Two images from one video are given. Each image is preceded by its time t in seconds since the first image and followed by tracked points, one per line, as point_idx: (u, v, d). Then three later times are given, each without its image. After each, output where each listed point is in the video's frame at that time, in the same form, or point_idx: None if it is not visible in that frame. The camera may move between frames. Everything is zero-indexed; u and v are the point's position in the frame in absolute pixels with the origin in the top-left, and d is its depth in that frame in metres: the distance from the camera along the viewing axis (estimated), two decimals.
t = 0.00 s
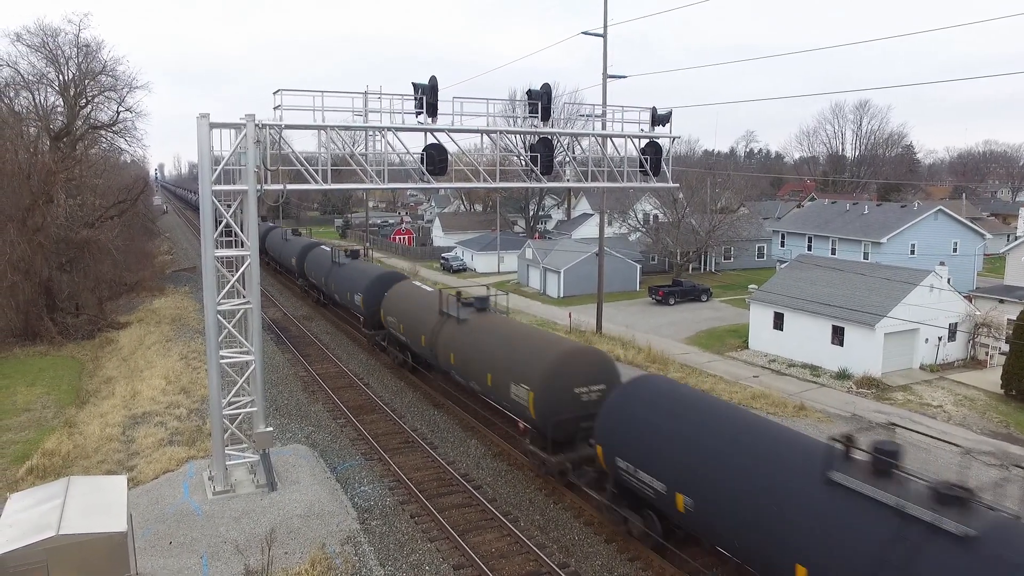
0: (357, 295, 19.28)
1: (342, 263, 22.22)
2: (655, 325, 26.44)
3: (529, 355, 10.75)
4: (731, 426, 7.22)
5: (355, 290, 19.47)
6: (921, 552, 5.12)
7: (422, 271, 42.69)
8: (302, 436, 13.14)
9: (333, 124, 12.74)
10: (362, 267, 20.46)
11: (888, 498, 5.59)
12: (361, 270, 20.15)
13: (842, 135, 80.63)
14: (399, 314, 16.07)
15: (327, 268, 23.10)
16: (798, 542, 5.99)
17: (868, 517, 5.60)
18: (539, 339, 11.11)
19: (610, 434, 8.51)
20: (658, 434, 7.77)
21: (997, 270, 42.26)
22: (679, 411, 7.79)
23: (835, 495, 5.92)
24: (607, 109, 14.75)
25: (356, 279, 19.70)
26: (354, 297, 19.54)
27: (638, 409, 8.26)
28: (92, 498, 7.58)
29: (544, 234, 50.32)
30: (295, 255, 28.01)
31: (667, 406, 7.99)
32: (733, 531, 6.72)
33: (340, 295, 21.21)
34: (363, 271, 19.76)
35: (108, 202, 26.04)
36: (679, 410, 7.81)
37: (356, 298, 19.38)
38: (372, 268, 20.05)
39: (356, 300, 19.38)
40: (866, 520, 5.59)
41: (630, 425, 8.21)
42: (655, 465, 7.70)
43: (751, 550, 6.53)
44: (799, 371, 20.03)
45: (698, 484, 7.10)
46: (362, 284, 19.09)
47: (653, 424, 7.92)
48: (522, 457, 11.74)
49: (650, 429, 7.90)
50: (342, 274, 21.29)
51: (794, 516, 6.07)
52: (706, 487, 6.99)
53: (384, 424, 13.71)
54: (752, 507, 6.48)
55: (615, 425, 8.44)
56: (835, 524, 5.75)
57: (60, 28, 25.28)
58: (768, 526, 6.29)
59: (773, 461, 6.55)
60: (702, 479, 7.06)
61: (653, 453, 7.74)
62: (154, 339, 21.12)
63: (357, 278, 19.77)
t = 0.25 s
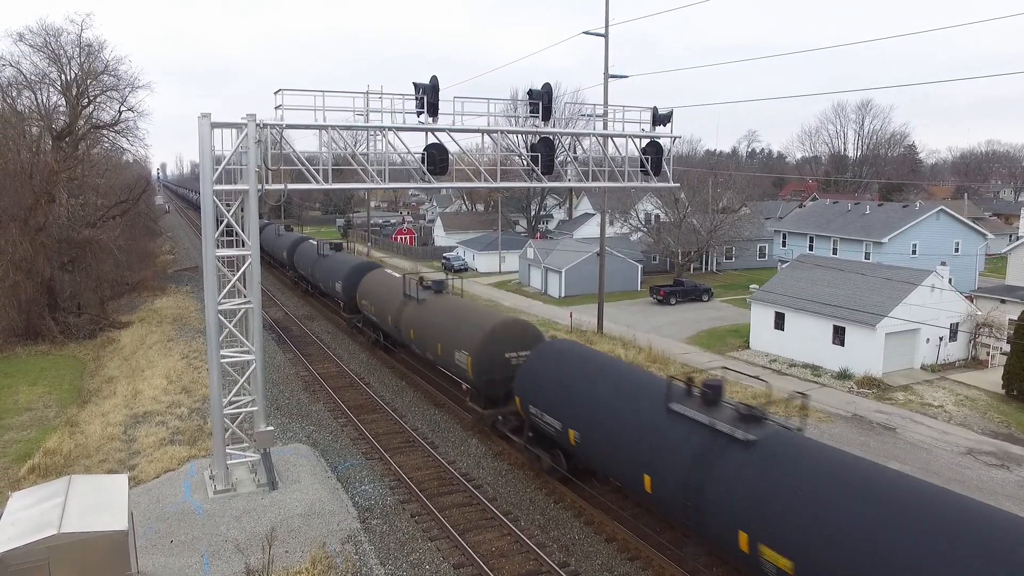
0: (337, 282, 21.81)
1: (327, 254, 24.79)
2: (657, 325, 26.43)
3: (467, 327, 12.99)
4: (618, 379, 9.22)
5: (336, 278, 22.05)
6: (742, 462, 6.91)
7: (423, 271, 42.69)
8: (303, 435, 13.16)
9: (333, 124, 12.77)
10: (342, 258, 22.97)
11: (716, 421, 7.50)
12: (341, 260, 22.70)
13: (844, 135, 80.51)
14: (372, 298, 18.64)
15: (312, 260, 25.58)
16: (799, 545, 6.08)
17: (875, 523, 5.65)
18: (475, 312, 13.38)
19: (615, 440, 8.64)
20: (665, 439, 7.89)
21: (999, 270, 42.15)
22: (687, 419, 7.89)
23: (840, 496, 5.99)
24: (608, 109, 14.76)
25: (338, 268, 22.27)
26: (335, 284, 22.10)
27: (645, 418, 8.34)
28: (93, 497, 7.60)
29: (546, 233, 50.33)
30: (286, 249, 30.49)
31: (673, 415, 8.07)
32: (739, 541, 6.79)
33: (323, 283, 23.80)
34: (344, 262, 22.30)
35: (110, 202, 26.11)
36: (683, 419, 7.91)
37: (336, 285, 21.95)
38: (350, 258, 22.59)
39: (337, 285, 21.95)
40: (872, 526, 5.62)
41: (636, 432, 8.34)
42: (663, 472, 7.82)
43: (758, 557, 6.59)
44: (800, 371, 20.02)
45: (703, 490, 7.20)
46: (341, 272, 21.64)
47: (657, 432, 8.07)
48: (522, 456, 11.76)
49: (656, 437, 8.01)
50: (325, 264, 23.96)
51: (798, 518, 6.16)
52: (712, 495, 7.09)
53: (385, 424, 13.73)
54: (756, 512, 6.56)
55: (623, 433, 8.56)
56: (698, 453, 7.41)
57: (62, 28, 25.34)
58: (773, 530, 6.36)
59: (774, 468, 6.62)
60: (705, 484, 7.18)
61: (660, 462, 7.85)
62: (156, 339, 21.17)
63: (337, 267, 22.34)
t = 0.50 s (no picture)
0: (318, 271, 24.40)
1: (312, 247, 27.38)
2: (658, 324, 26.44)
3: (415, 302, 15.31)
4: (533, 342, 11.26)
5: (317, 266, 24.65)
6: (606, 399, 9.00)
7: (425, 270, 42.73)
8: (304, 434, 13.19)
9: (334, 124, 12.79)
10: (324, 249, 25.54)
11: (582, 365, 9.77)
12: (322, 251, 25.20)
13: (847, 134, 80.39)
14: (349, 284, 20.90)
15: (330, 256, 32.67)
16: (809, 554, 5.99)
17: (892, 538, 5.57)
18: (427, 290, 15.44)
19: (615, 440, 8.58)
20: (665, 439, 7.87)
21: (1001, 270, 42.09)
22: (684, 420, 7.86)
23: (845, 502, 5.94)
24: (609, 109, 14.77)
25: (319, 257, 24.83)
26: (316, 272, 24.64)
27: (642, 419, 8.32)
28: (95, 495, 7.64)
29: (548, 233, 50.35)
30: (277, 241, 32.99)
31: (672, 416, 8.05)
32: (744, 543, 6.75)
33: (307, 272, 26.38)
34: (324, 252, 24.79)
35: (112, 202, 26.17)
36: (681, 419, 7.90)
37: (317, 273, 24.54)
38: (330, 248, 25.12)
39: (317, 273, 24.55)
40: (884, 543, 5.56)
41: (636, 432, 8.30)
42: (663, 472, 7.80)
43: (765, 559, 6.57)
44: (801, 371, 20.02)
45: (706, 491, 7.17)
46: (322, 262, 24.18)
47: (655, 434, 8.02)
48: (522, 456, 11.78)
49: (656, 437, 7.97)
50: (309, 255, 26.54)
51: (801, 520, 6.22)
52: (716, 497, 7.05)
53: (385, 423, 13.76)
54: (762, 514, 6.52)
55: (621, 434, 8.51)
56: (575, 394, 9.57)
57: (65, 28, 25.37)
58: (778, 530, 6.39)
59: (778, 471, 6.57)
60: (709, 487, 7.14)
61: (660, 464, 7.82)
62: (158, 338, 21.22)
63: (318, 257, 25.00)
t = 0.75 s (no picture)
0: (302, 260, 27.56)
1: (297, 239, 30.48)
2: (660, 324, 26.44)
3: (375, 281, 18.42)
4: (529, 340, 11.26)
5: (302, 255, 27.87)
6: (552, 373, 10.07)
7: (427, 269, 42.77)
8: (304, 432, 13.23)
9: (336, 123, 12.80)
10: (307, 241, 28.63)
11: (488, 322, 12.53)
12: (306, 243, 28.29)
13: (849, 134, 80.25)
14: (327, 268, 24.09)
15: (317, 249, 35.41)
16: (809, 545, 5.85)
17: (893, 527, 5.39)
18: (387, 271, 18.64)
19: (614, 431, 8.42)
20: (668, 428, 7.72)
21: (1004, 270, 42.00)
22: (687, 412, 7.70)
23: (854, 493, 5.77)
24: (609, 108, 14.78)
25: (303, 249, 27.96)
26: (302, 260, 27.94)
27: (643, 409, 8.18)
28: (96, 493, 7.67)
29: (550, 232, 50.36)
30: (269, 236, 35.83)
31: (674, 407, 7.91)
32: (736, 525, 6.62)
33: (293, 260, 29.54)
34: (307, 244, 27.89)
35: (115, 201, 26.25)
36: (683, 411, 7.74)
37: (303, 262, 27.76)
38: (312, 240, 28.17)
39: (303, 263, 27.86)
40: (887, 537, 5.36)
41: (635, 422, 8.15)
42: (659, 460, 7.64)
43: (756, 544, 6.43)
44: (801, 370, 20.00)
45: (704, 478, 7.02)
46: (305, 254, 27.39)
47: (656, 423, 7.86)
48: (522, 454, 11.79)
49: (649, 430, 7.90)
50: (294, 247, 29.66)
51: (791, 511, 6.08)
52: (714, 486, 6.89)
53: (386, 422, 13.77)
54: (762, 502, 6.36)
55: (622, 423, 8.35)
56: (478, 347, 12.38)
57: (67, 27, 25.44)
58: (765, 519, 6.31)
59: (784, 462, 6.42)
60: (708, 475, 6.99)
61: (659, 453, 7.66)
62: (160, 337, 21.27)
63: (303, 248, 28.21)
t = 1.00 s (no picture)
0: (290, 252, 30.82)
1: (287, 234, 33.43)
2: (661, 323, 26.44)
3: (350, 267, 21.39)
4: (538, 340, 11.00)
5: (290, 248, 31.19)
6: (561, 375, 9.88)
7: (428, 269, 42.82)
8: (305, 432, 13.25)
9: (337, 123, 12.83)
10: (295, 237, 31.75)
11: (430, 297, 15.08)
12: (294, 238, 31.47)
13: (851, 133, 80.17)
14: (311, 258, 27.15)
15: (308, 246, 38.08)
16: (811, 545, 5.61)
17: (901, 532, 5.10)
18: (359, 258, 21.73)
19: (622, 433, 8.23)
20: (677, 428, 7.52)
21: (1006, 270, 41.96)
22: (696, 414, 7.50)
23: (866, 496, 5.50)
24: (610, 108, 14.80)
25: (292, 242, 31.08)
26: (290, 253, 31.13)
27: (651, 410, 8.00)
28: (96, 492, 7.68)
29: (551, 232, 50.40)
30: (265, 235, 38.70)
31: (681, 409, 7.72)
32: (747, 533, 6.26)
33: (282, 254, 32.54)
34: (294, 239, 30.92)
35: (116, 200, 26.31)
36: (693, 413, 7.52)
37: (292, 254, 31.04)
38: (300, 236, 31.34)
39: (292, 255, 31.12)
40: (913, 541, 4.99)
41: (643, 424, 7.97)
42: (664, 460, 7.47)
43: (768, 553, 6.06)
44: (802, 370, 19.98)
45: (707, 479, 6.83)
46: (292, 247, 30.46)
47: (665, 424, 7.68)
48: (522, 454, 11.79)
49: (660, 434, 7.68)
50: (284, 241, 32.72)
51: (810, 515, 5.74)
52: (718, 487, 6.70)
53: (387, 422, 13.77)
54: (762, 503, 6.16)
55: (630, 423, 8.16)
56: (422, 317, 14.96)
57: (69, 28, 25.51)
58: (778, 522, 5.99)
59: (790, 462, 6.18)
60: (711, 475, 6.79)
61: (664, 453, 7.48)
62: (161, 337, 21.31)
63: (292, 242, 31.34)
